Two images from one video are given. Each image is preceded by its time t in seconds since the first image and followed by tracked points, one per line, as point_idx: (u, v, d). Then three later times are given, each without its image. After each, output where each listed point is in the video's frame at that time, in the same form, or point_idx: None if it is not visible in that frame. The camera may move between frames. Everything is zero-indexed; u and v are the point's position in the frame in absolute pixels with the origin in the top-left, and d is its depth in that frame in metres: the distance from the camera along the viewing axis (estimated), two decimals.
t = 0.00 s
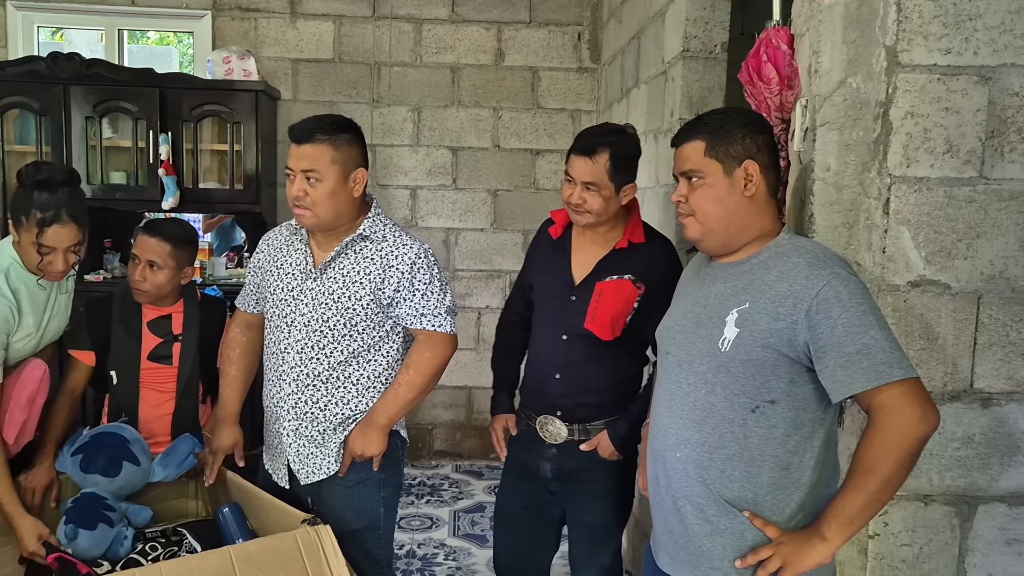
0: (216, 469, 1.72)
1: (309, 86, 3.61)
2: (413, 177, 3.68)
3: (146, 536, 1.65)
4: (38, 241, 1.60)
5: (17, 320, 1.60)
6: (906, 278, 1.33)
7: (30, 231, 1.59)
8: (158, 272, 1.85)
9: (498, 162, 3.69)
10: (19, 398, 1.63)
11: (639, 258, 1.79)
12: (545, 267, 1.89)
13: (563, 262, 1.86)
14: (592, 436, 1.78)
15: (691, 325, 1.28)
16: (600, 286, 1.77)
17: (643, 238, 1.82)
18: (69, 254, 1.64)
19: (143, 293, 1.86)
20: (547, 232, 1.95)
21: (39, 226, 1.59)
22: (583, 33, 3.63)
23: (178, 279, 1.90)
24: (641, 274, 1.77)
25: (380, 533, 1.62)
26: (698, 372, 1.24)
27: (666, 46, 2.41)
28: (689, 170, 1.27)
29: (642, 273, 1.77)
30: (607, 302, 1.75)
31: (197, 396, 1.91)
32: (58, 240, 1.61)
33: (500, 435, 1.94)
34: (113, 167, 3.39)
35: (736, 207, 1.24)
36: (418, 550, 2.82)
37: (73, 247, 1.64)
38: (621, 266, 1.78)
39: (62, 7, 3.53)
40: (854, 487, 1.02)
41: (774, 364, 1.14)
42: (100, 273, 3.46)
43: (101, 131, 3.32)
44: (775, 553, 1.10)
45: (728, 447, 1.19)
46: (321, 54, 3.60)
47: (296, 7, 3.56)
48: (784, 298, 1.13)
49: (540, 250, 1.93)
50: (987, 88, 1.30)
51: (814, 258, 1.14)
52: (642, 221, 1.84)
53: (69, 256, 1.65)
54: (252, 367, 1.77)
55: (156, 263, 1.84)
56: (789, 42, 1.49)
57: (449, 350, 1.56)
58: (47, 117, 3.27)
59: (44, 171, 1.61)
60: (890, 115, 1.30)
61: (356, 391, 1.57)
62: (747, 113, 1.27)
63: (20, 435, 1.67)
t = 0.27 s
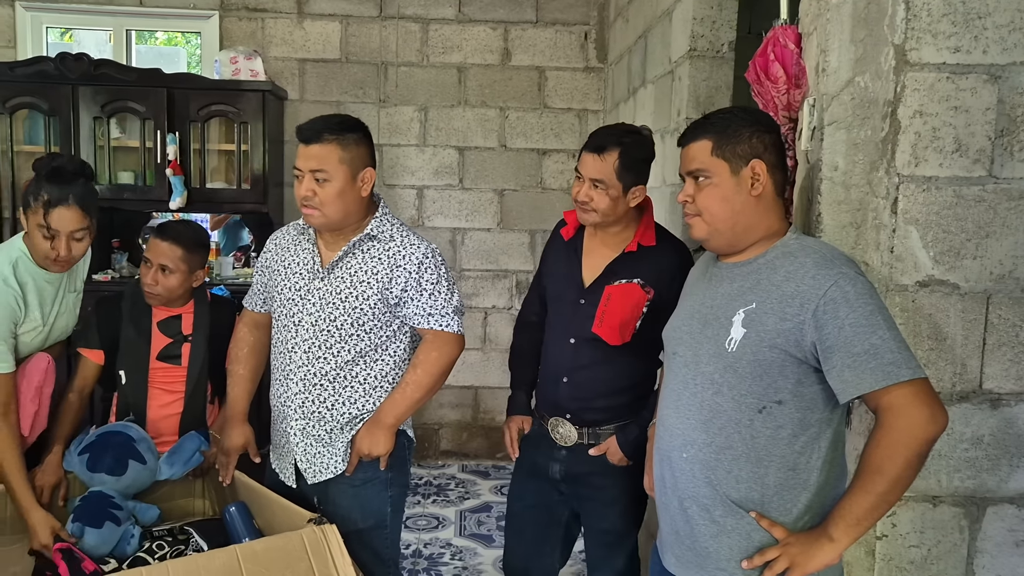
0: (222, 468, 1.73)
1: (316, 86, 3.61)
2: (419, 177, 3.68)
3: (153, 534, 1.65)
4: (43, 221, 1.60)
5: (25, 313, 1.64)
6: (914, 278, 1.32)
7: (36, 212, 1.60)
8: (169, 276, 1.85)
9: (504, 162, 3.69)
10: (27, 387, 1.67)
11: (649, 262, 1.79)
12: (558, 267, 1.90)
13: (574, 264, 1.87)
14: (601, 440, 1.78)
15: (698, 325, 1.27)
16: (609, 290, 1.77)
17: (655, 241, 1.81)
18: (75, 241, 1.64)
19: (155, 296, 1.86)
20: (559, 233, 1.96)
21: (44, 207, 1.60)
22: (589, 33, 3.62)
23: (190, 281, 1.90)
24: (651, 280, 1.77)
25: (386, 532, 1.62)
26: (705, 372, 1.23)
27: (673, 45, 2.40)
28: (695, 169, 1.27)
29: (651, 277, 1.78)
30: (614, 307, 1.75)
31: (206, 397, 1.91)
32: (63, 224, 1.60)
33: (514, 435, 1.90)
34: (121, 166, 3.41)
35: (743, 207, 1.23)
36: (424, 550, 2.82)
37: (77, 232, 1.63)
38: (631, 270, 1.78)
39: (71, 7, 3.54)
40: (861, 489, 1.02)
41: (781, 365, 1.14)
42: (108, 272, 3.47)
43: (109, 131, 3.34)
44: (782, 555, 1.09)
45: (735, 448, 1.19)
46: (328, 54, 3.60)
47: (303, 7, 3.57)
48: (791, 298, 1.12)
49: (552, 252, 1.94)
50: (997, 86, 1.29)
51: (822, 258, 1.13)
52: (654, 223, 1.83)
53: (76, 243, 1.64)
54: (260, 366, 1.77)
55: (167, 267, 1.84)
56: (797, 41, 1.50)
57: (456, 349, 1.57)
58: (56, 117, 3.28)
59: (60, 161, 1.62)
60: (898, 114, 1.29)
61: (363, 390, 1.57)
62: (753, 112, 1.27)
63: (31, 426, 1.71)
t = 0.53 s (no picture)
0: (230, 467, 1.74)
1: (324, 87, 3.62)
2: (426, 177, 3.69)
3: (161, 534, 1.66)
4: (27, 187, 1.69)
5: (21, 296, 1.69)
6: (923, 279, 1.31)
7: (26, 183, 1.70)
8: (182, 280, 1.86)
9: (512, 162, 3.69)
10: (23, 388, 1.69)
11: (644, 257, 1.78)
12: (553, 267, 1.89)
13: (570, 262, 1.86)
14: (597, 440, 1.78)
15: (705, 326, 1.27)
16: (604, 287, 1.76)
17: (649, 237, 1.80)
18: (59, 208, 1.69)
19: (167, 300, 1.87)
20: (552, 235, 1.94)
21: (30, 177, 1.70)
22: (597, 33, 3.62)
23: (201, 284, 1.91)
24: (646, 276, 1.76)
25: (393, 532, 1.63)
26: (712, 373, 1.23)
27: (680, 45, 2.40)
28: (703, 170, 1.27)
29: (647, 273, 1.77)
30: (608, 303, 1.75)
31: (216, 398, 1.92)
32: (43, 183, 1.68)
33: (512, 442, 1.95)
34: (130, 167, 3.42)
35: (750, 208, 1.23)
36: (431, 550, 2.82)
37: (57, 194, 1.69)
38: (626, 265, 1.78)
39: (81, 9, 3.55)
40: (869, 491, 1.02)
41: (788, 366, 1.13)
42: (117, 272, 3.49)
43: (119, 132, 3.35)
44: (789, 555, 1.09)
45: (742, 449, 1.19)
46: (336, 55, 3.61)
47: (311, 8, 3.58)
48: (798, 299, 1.12)
49: (547, 252, 1.92)
50: (1006, 87, 1.29)
51: (829, 258, 1.13)
52: (645, 218, 1.82)
53: (60, 210, 1.70)
54: (268, 367, 1.78)
55: (180, 272, 1.85)
56: (804, 41, 1.50)
57: (465, 350, 1.58)
58: (66, 118, 3.29)
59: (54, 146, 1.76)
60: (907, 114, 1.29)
61: (372, 390, 1.58)
62: (761, 112, 1.27)
63: (27, 419, 1.73)
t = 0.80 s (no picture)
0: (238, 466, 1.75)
1: (332, 88, 3.64)
2: (434, 178, 3.69)
3: (168, 535, 1.68)
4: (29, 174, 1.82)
5: (25, 284, 1.80)
6: (930, 280, 1.31)
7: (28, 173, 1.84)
8: (190, 281, 1.86)
9: (519, 163, 3.69)
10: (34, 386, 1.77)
11: (634, 251, 1.77)
12: (545, 269, 1.89)
13: (563, 262, 1.87)
14: (594, 439, 1.77)
15: (711, 328, 1.27)
16: (596, 283, 1.77)
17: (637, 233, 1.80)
18: (60, 190, 1.81)
19: (177, 301, 1.88)
20: (546, 237, 1.96)
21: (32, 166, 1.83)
22: (605, 34, 3.62)
23: (210, 285, 1.92)
24: (637, 271, 1.76)
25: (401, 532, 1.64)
26: (718, 374, 1.23)
27: (688, 46, 2.40)
28: (709, 172, 1.27)
29: (638, 269, 1.76)
30: (601, 299, 1.75)
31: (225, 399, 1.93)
32: (43, 166, 1.81)
33: (507, 447, 1.95)
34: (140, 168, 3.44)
35: (756, 209, 1.23)
36: (439, 550, 2.83)
37: (59, 174, 1.82)
38: (617, 261, 1.78)
39: (91, 11, 3.57)
40: (875, 493, 1.02)
41: (794, 368, 1.14)
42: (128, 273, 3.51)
43: (128, 133, 3.37)
44: (796, 557, 1.09)
45: (749, 451, 1.19)
46: (344, 56, 3.62)
47: (320, 10, 3.59)
48: (805, 301, 1.12)
49: (540, 255, 1.94)
50: (1014, 88, 1.29)
51: (836, 260, 1.13)
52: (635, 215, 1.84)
53: (60, 190, 1.81)
54: (276, 367, 1.79)
55: (189, 273, 1.86)
56: (811, 43, 1.51)
57: (472, 351, 1.59)
58: (77, 119, 3.31)
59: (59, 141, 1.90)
60: (913, 116, 1.29)
61: (380, 391, 1.59)
62: (767, 113, 1.27)
63: (36, 418, 1.80)
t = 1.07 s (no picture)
0: (246, 466, 1.77)
1: (341, 89, 3.65)
2: (442, 179, 3.70)
3: (173, 537, 1.68)
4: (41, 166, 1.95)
5: (30, 274, 1.91)
6: (936, 282, 1.31)
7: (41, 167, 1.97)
8: (197, 283, 1.88)
9: (528, 164, 3.70)
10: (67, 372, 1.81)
11: (633, 249, 1.78)
12: (547, 271, 1.90)
13: (562, 263, 1.88)
14: (597, 440, 1.77)
15: (717, 329, 1.27)
16: (594, 283, 1.78)
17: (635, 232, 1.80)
18: (68, 180, 1.94)
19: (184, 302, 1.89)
20: (547, 240, 1.96)
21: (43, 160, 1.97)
22: (613, 34, 3.62)
23: (218, 286, 1.93)
24: (636, 270, 1.76)
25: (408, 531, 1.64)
26: (724, 375, 1.24)
27: (695, 47, 2.40)
28: (715, 174, 1.28)
29: (637, 268, 1.76)
30: (601, 298, 1.75)
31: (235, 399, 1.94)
32: (53, 157, 1.95)
33: (512, 449, 1.95)
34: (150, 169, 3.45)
35: (763, 210, 1.24)
36: (447, 549, 2.84)
37: (68, 166, 1.95)
38: (616, 261, 1.78)
39: (102, 13, 3.60)
40: (881, 495, 1.02)
41: (800, 369, 1.14)
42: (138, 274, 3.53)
43: (139, 134, 3.38)
44: (801, 558, 1.09)
45: (755, 452, 1.19)
46: (353, 57, 3.63)
47: (329, 11, 3.61)
48: (810, 302, 1.13)
49: (542, 256, 1.95)
50: (1021, 89, 1.29)
51: (842, 262, 1.13)
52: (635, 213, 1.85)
53: (68, 180, 1.94)
54: (285, 367, 1.80)
55: (195, 274, 1.87)
56: (817, 44, 1.51)
57: (479, 351, 1.60)
58: (88, 121, 3.34)
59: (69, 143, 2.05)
60: (920, 118, 1.29)
61: (388, 391, 1.60)
62: (773, 115, 1.27)
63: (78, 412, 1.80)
